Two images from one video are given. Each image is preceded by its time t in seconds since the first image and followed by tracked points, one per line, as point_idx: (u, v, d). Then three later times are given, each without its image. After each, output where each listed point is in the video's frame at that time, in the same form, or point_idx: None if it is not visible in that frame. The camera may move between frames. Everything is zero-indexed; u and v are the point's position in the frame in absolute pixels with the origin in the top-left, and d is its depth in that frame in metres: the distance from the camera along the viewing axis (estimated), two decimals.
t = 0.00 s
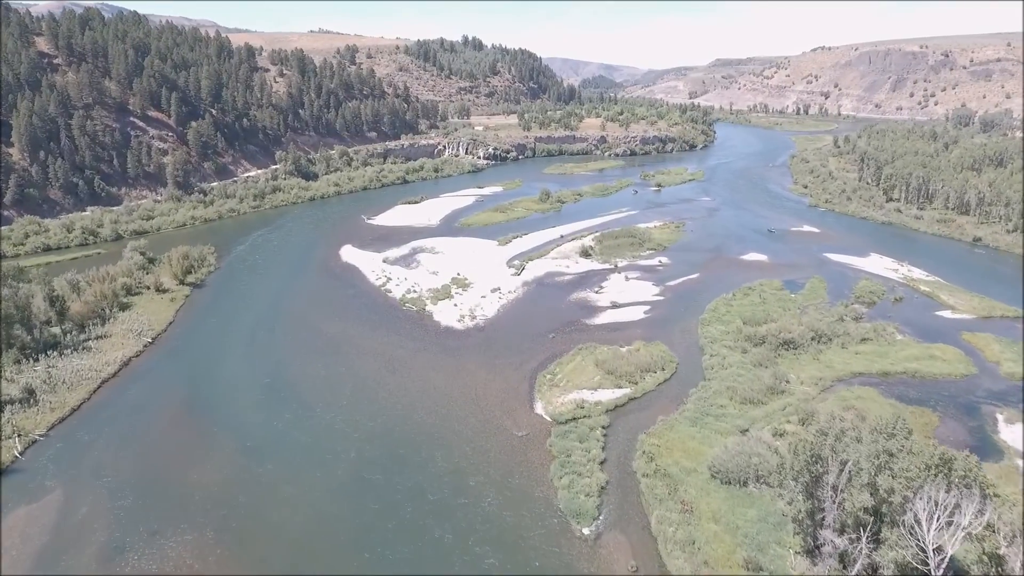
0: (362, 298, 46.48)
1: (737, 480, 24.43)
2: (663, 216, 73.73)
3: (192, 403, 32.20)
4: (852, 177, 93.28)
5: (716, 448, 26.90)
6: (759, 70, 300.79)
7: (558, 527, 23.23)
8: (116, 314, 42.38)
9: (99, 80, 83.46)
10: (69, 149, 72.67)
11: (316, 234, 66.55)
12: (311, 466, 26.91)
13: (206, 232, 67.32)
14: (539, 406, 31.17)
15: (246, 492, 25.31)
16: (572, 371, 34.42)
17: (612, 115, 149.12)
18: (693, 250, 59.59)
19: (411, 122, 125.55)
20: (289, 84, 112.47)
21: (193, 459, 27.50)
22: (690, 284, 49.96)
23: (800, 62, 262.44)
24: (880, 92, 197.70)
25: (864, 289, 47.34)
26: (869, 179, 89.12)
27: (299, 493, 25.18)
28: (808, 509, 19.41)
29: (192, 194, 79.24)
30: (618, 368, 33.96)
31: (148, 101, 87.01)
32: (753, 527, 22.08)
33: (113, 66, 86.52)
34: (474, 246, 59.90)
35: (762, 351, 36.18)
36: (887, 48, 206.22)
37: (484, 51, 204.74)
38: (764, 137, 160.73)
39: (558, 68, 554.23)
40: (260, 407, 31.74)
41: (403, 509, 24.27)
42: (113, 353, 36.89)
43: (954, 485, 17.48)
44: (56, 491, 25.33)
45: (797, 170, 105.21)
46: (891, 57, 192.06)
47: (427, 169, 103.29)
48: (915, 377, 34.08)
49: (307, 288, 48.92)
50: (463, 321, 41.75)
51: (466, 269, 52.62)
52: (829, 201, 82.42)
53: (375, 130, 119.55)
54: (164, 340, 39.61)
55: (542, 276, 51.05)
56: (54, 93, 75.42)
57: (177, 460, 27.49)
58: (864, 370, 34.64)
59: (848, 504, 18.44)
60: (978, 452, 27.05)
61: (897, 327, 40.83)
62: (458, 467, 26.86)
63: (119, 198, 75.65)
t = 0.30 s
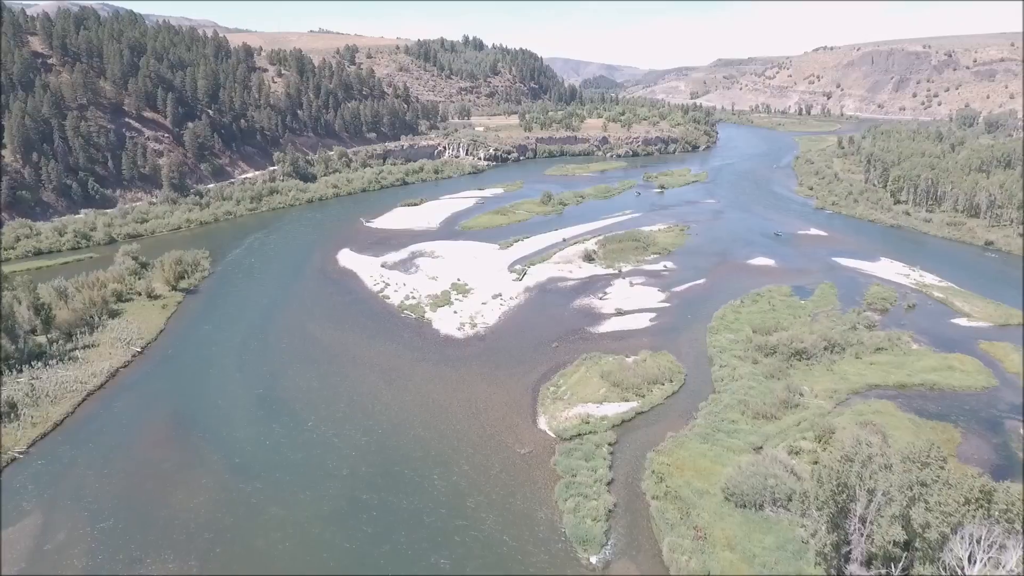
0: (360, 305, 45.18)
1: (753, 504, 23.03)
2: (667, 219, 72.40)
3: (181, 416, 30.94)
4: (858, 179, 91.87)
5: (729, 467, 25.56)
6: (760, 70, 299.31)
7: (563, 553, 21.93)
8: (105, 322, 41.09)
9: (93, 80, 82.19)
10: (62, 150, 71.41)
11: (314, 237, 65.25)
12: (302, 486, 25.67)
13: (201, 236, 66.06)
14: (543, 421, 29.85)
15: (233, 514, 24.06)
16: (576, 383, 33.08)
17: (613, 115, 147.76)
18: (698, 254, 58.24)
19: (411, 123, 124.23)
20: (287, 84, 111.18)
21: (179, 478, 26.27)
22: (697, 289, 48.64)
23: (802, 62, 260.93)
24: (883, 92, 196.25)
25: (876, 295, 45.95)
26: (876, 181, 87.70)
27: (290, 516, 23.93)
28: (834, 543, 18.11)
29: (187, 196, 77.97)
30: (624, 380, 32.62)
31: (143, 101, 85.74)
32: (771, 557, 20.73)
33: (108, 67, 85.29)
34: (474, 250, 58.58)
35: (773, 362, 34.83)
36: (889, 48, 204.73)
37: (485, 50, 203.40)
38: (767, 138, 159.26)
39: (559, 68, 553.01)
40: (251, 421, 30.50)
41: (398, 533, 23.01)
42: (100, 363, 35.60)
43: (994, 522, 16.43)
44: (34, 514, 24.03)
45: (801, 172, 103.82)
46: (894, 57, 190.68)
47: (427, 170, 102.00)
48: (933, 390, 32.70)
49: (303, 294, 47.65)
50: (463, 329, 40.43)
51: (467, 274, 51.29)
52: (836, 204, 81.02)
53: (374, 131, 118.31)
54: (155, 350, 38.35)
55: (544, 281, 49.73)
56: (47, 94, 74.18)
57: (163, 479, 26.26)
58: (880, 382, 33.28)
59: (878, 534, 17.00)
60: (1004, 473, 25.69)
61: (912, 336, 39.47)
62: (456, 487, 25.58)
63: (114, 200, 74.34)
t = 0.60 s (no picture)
0: (356, 312, 43.85)
1: (769, 530, 21.55)
2: (672, 221, 71.08)
3: (167, 431, 29.63)
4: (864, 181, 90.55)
5: (744, 488, 24.22)
6: (762, 70, 298.03)
7: None
8: (92, 330, 39.75)
9: (87, 80, 80.86)
10: (55, 152, 70.09)
11: (310, 240, 63.98)
12: (290, 509, 24.35)
13: (196, 239, 64.77)
14: (546, 437, 28.53)
15: (217, 539, 22.78)
16: (581, 396, 31.76)
17: (615, 115, 146.46)
18: (704, 258, 56.91)
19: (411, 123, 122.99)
20: (285, 84, 109.94)
21: (163, 500, 24.98)
22: (703, 295, 47.32)
23: (804, 62, 259.71)
24: (886, 92, 195.01)
25: (888, 302, 44.59)
26: (883, 183, 86.36)
27: (276, 542, 22.64)
28: None
29: (183, 198, 76.68)
30: (630, 394, 31.30)
31: (138, 102, 84.41)
32: None
33: (103, 66, 83.98)
34: (475, 254, 57.30)
35: (786, 374, 33.47)
36: (891, 48, 203.50)
37: (486, 50, 202.04)
38: (769, 139, 157.85)
39: (559, 68, 552.07)
40: (240, 437, 29.18)
41: (389, 561, 21.68)
42: (85, 375, 34.28)
43: None
44: (7, 539, 22.72)
45: (806, 173, 102.55)
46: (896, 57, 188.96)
47: (427, 171, 100.77)
48: (953, 403, 31.38)
49: (299, 301, 46.29)
50: (463, 337, 39.15)
51: (467, 279, 49.97)
52: (842, 206, 79.71)
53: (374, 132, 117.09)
54: (143, 359, 37.05)
55: (546, 286, 48.48)
56: (40, 94, 72.82)
57: (146, 500, 24.95)
58: (897, 395, 31.96)
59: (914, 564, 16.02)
60: None
61: (926, 344, 38.18)
62: (452, 509, 24.25)
63: (108, 203, 72.99)
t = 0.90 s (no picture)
0: (352, 320, 42.52)
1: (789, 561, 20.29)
2: (676, 224, 69.80)
3: (152, 448, 28.33)
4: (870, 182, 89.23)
5: (759, 512, 22.92)
6: (763, 71, 296.79)
7: None
8: (79, 340, 38.45)
9: (82, 81, 79.57)
10: (48, 154, 68.75)
11: (307, 244, 62.68)
12: (278, 533, 23.07)
13: (190, 243, 63.46)
14: (549, 455, 27.22)
15: (201, 567, 21.51)
16: (585, 410, 30.44)
17: (616, 116, 145.13)
18: (709, 262, 55.57)
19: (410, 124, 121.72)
20: (283, 84, 108.65)
21: (146, 524, 23.64)
22: (710, 302, 45.97)
23: (805, 62, 258.42)
24: (888, 92, 193.61)
25: (901, 309, 43.28)
26: (890, 185, 85.02)
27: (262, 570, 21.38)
28: None
29: (178, 201, 75.40)
30: (637, 408, 29.97)
31: (133, 103, 83.13)
32: None
33: (97, 67, 82.68)
34: (475, 258, 56.01)
35: (799, 386, 32.15)
36: (893, 48, 202.04)
37: (486, 51, 200.82)
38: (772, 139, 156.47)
39: (559, 68, 551.11)
40: (229, 454, 27.89)
41: None
42: (70, 388, 32.92)
43: None
44: None
45: (810, 175, 101.28)
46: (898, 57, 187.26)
47: (426, 173, 99.47)
48: (974, 418, 30.00)
49: (294, 308, 44.95)
50: (462, 347, 37.84)
51: (467, 285, 48.69)
52: (849, 208, 78.39)
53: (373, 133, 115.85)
54: (131, 370, 35.75)
55: (548, 293, 47.18)
56: (32, 95, 71.52)
57: (126, 524, 23.65)
58: (915, 409, 30.61)
59: None
60: None
61: (943, 354, 36.89)
62: (448, 533, 22.95)
63: (102, 205, 71.66)
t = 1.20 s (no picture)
0: (349, 328, 41.19)
1: None
2: (680, 227, 68.47)
3: (137, 465, 27.01)
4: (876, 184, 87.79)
5: (778, 539, 21.58)
6: (765, 70, 295.49)
7: None
8: (66, 349, 37.14)
9: (76, 81, 78.29)
10: (40, 155, 67.32)
11: (304, 248, 61.37)
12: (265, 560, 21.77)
13: (185, 247, 62.17)
14: (553, 474, 25.89)
15: None
16: (591, 425, 29.11)
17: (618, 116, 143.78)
18: (716, 267, 54.20)
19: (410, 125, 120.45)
20: (282, 85, 107.38)
21: (126, 548, 22.36)
22: (718, 308, 44.62)
23: (808, 62, 256.96)
24: (892, 92, 192.03)
25: (916, 317, 41.89)
26: (897, 186, 83.56)
27: None
28: None
29: (174, 203, 74.13)
30: (646, 424, 28.63)
31: (128, 104, 81.88)
32: None
33: (91, 67, 81.42)
34: (476, 262, 54.66)
35: (814, 400, 30.78)
36: (896, 47, 200.54)
37: (487, 51, 199.49)
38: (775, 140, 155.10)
39: (560, 68, 549.76)
40: (216, 471, 26.58)
41: None
42: (54, 401, 31.62)
43: None
44: None
45: (815, 176, 99.91)
46: (902, 57, 185.81)
47: (426, 174, 98.14)
48: (998, 433, 28.59)
49: (288, 315, 43.62)
50: (462, 357, 36.46)
51: (467, 291, 47.34)
52: (857, 211, 76.98)
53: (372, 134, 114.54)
54: (119, 381, 34.46)
55: (551, 299, 45.82)
56: (25, 95, 70.11)
57: (105, 549, 22.33)
58: (936, 424, 29.25)
59: None
60: None
61: (962, 364, 35.50)
62: (444, 560, 21.63)
63: (95, 208, 70.31)
